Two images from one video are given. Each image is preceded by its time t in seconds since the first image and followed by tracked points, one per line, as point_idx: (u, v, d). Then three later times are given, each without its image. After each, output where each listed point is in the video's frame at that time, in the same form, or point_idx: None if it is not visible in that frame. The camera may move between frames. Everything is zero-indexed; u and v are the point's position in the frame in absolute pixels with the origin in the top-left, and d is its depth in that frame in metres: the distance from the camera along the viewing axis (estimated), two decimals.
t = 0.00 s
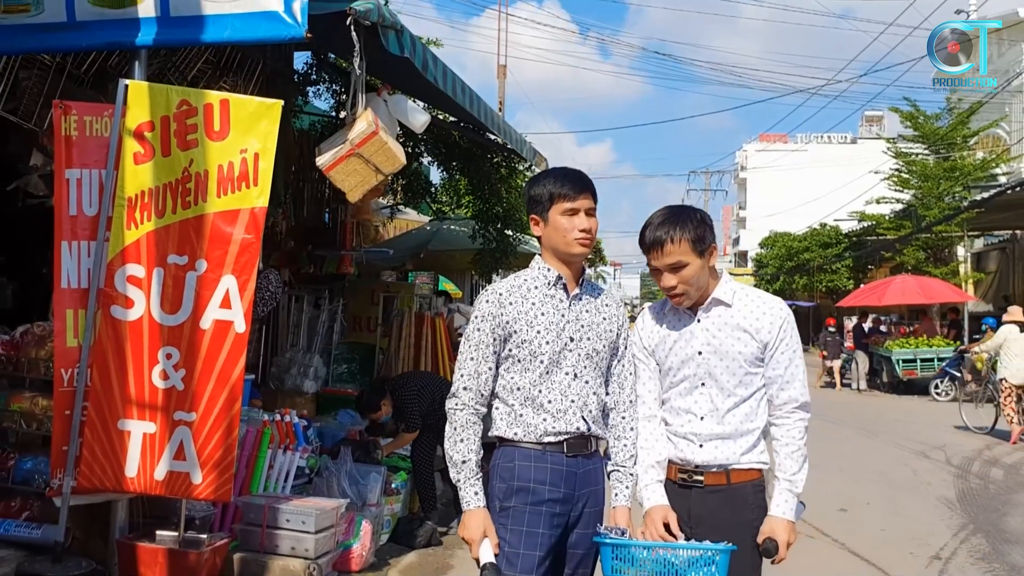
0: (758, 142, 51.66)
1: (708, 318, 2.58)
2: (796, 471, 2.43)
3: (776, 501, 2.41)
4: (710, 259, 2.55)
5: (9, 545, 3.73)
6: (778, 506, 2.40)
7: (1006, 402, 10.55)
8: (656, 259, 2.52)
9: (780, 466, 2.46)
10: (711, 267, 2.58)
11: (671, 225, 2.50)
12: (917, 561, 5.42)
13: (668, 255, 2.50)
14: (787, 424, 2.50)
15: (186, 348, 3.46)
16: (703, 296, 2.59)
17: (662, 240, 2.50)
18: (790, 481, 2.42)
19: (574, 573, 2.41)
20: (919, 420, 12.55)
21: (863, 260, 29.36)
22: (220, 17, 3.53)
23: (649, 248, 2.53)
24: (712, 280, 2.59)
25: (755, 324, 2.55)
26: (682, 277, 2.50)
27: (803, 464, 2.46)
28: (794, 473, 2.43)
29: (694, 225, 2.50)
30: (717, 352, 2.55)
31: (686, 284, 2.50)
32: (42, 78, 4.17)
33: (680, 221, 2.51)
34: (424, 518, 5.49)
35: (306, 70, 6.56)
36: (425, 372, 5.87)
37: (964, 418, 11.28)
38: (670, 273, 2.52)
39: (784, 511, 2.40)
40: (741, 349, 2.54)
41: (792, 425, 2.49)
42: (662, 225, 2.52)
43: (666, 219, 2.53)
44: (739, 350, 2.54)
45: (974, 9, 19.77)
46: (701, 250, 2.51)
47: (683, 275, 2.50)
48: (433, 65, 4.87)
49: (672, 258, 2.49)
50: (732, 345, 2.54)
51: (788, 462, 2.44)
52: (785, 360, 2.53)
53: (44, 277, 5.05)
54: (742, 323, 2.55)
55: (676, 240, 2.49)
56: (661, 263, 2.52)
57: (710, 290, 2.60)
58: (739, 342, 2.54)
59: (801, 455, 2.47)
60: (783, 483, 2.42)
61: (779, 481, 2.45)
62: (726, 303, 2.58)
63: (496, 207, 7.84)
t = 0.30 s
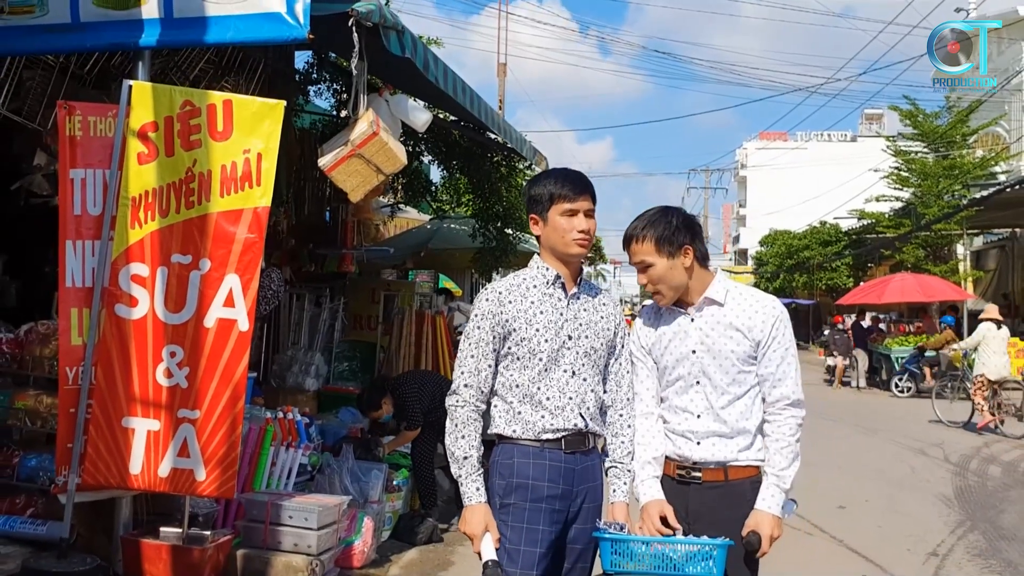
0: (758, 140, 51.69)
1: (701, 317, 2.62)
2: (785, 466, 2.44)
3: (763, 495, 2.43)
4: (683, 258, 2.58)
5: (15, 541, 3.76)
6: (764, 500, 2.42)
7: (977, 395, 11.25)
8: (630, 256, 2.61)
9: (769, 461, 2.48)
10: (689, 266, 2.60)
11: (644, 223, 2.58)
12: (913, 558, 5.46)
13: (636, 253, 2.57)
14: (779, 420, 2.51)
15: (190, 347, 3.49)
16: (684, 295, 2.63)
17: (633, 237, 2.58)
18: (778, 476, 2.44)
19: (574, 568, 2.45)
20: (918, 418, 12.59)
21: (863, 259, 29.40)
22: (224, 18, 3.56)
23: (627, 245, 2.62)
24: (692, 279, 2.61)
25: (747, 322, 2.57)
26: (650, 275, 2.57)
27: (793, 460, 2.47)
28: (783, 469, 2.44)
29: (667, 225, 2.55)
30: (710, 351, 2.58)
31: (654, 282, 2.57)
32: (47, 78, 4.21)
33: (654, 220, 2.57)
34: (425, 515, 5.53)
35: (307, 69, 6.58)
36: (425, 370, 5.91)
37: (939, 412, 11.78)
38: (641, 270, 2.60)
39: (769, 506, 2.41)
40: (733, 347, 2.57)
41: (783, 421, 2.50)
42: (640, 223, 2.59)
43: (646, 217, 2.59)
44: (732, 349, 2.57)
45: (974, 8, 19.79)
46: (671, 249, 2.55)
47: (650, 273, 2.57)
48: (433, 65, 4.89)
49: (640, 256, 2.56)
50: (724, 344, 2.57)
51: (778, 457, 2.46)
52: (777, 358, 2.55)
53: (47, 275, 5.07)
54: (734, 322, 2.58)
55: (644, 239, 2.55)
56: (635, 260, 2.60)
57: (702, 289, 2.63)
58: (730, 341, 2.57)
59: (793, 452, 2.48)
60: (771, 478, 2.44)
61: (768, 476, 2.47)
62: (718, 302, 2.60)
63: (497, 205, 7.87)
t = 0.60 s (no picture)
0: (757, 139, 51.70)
1: (692, 320, 2.64)
2: (780, 465, 2.46)
3: (759, 495, 2.46)
4: (675, 260, 2.60)
5: (20, 540, 3.79)
6: (761, 500, 2.45)
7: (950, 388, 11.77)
8: (621, 257, 2.64)
9: (766, 460, 2.50)
10: (681, 268, 2.61)
11: (637, 225, 2.60)
12: (912, 555, 5.49)
13: (629, 254, 2.60)
14: (773, 418, 2.52)
15: (193, 347, 3.51)
16: (675, 297, 2.65)
17: (625, 238, 2.61)
18: (773, 475, 2.46)
19: (576, 566, 2.48)
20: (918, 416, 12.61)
21: (861, 256, 29.41)
22: (227, 20, 3.59)
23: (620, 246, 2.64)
24: (684, 281, 2.63)
25: (736, 323, 2.59)
26: (642, 277, 2.59)
27: (788, 458, 2.48)
28: (778, 467, 2.46)
29: (658, 227, 2.57)
30: (702, 352, 2.61)
31: (645, 283, 2.59)
32: (49, 79, 4.23)
33: (648, 223, 2.59)
34: (425, 514, 5.57)
35: (307, 69, 6.59)
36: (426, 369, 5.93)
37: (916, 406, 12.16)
38: (633, 272, 2.62)
39: (766, 505, 2.43)
40: (724, 348, 2.59)
41: (778, 420, 2.51)
42: (633, 224, 2.62)
43: (640, 219, 2.61)
44: (722, 349, 2.59)
45: (972, 6, 19.81)
46: (662, 251, 2.57)
47: (641, 275, 2.59)
48: (433, 66, 4.91)
49: (632, 258, 2.59)
50: (715, 345, 2.60)
51: (772, 456, 2.48)
52: (768, 357, 2.56)
53: (48, 275, 5.07)
54: (724, 323, 2.60)
55: (637, 241, 2.58)
56: (628, 262, 2.62)
57: (694, 292, 2.64)
58: (721, 341, 2.59)
59: (788, 450, 2.50)
60: (766, 477, 2.46)
61: (763, 475, 2.49)
62: (708, 304, 2.62)
63: (496, 205, 7.90)
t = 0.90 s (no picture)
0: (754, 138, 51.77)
1: (693, 320, 2.67)
2: (778, 459, 2.51)
3: (757, 488, 2.49)
4: (681, 261, 2.64)
5: (24, 539, 3.82)
6: (759, 493, 2.48)
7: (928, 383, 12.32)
8: (627, 258, 2.65)
9: (763, 455, 2.54)
10: (685, 269, 2.66)
11: (643, 226, 2.62)
12: (909, 553, 5.54)
13: (635, 256, 2.62)
14: (771, 415, 2.59)
15: (195, 347, 3.54)
16: (677, 297, 2.69)
17: (632, 239, 2.62)
18: (771, 469, 2.50)
19: (576, 562, 2.51)
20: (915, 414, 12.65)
21: (858, 255, 29.48)
22: (228, 23, 3.62)
23: (624, 247, 2.65)
24: (686, 283, 2.68)
25: (737, 322, 2.63)
26: (649, 278, 2.62)
27: (786, 453, 2.54)
28: (775, 461, 2.51)
29: (666, 230, 2.60)
30: (703, 351, 2.65)
31: (652, 284, 2.62)
32: (51, 81, 4.26)
33: (653, 225, 2.61)
34: (425, 512, 5.60)
35: (304, 70, 6.61)
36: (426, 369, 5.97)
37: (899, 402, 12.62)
38: (639, 273, 2.64)
39: (764, 499, 2.46)
40: (725, 347, 2.63)
41: (776, 416, 2.58)
42: (637, 226, 2.64)
43: (646, 220, 2.63)
44: (723, 348, 2.63)
45: (969, 5, 19.87)
46: (670, 253, 2.61)
47: (648, 276, 2.61)
48: (432, 67, 4.95)
49: (640, 259, 2.61)
50: (716, 344, 2.64)
51: (771, 450, 2.53)
52: (767, 355, 2.62)
53: (49, 276, 5.10)
54: (725, 322, 2.64)
55: (644, 243, 2.60)
56: (633, 263, 2.64)
57: (694, 293, 2.68)
58: (722, 340, 2.63)
59: (785, 445, 2.55)
60: (764, 471, 2.50)
61: (762, 469, 2.53)
62: (708, 304, 2.66)
63: (495, 204, 7.94)
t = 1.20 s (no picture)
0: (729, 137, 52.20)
1: (675, 317, 2.76)
2: (767, 447, 2.64)
3: (751, 476, 2.61)
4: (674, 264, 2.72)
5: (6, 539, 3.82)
6: (753, 480, 2.59)
7: (886, 380, 12.83)
8: (628, 271, 2.65)
9: (752, 443, 2.67)
10: (675, 271, 2.74)
11: (642, 237, 2.63)
12: (884, 546, 5.67)
13: (640, 267, 2.64)
14: (755, 405, 2.70)
15: (180, 347, 3.57)
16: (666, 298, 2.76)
17: (634, 252, 2.63)
18: (762, 457, 2.63)
19: (561, 554, 2.58)
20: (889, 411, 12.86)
21: (832, 254, 29.81)
22: (211, 25, 3.65)
23: (622, 257, 2.64)
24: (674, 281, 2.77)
25: (718, 317, 2.73)
26: (653, 287, 2.66)
27: (772, 441, 2.67)
28: (765, 450, 2.64)
29: (662, 237, 2.65)
30: (686, 347, 2.73)
31: (656, 292, 2.67)
32: (32, 81, 4.30)
33: (650, 233, 2.64)
34: (407, 510, 5.64)
35: (283, 69, 6.61)
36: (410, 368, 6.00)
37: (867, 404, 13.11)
38: (641, 283, 2.66)
39: (759, 485, 2.58)
40: (708, 341, 2.73)
41: (760, 405, 2.69)
42: (632, 237, 2.64)
43: (641, 229, 2.64)
44: (706, 343, 2.73)
45: (941, 7, 20.19)
46: (668, 260, 2.67)
47: (653, 286, 2.66)
48: (414, 67, 5.00)
49: (644, 270, 2.64)
50: (699, 339, 2.73)
51: (759, 439, 2.66)
52: (748, 348, 2.73)
53: (28, 276, 5.07)
54: (706, 318, 2.73)
55: (647, 253, 2.63)
56: (633, 273, 2.65)
57: (676, 290, 2.77)
58: (705, 335, 2.73)
59: (770, 432, 2.68)
60: (757, 459, 2.62)
61: (753, 458, 2.65)
62: (689, 301, 2.75)
63: (474, 204, 7.98)
